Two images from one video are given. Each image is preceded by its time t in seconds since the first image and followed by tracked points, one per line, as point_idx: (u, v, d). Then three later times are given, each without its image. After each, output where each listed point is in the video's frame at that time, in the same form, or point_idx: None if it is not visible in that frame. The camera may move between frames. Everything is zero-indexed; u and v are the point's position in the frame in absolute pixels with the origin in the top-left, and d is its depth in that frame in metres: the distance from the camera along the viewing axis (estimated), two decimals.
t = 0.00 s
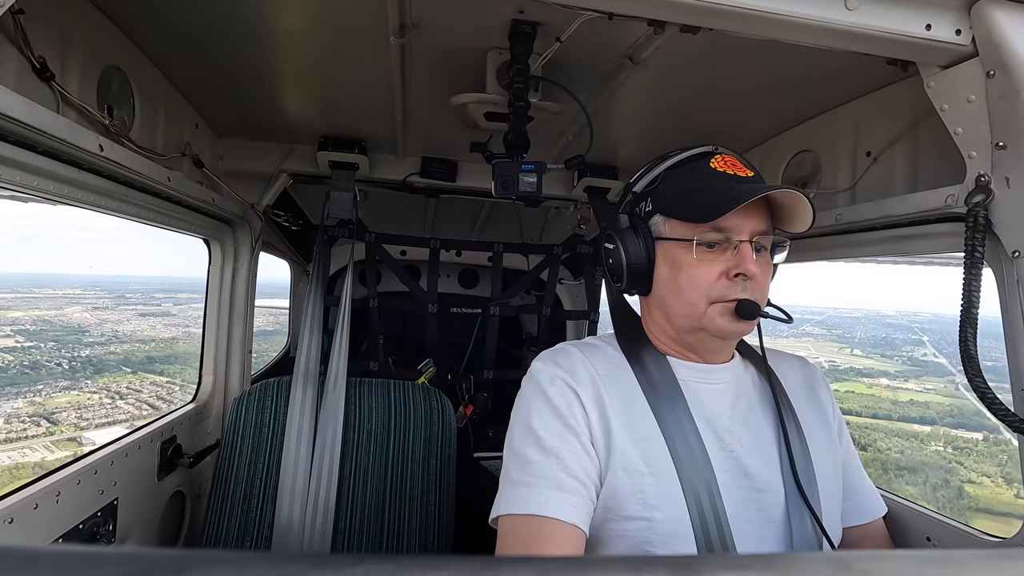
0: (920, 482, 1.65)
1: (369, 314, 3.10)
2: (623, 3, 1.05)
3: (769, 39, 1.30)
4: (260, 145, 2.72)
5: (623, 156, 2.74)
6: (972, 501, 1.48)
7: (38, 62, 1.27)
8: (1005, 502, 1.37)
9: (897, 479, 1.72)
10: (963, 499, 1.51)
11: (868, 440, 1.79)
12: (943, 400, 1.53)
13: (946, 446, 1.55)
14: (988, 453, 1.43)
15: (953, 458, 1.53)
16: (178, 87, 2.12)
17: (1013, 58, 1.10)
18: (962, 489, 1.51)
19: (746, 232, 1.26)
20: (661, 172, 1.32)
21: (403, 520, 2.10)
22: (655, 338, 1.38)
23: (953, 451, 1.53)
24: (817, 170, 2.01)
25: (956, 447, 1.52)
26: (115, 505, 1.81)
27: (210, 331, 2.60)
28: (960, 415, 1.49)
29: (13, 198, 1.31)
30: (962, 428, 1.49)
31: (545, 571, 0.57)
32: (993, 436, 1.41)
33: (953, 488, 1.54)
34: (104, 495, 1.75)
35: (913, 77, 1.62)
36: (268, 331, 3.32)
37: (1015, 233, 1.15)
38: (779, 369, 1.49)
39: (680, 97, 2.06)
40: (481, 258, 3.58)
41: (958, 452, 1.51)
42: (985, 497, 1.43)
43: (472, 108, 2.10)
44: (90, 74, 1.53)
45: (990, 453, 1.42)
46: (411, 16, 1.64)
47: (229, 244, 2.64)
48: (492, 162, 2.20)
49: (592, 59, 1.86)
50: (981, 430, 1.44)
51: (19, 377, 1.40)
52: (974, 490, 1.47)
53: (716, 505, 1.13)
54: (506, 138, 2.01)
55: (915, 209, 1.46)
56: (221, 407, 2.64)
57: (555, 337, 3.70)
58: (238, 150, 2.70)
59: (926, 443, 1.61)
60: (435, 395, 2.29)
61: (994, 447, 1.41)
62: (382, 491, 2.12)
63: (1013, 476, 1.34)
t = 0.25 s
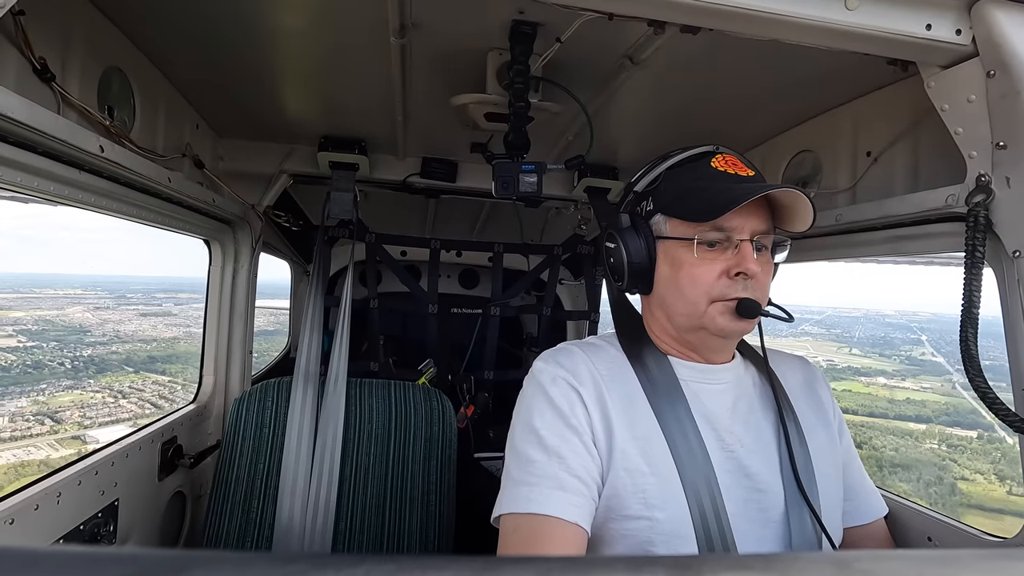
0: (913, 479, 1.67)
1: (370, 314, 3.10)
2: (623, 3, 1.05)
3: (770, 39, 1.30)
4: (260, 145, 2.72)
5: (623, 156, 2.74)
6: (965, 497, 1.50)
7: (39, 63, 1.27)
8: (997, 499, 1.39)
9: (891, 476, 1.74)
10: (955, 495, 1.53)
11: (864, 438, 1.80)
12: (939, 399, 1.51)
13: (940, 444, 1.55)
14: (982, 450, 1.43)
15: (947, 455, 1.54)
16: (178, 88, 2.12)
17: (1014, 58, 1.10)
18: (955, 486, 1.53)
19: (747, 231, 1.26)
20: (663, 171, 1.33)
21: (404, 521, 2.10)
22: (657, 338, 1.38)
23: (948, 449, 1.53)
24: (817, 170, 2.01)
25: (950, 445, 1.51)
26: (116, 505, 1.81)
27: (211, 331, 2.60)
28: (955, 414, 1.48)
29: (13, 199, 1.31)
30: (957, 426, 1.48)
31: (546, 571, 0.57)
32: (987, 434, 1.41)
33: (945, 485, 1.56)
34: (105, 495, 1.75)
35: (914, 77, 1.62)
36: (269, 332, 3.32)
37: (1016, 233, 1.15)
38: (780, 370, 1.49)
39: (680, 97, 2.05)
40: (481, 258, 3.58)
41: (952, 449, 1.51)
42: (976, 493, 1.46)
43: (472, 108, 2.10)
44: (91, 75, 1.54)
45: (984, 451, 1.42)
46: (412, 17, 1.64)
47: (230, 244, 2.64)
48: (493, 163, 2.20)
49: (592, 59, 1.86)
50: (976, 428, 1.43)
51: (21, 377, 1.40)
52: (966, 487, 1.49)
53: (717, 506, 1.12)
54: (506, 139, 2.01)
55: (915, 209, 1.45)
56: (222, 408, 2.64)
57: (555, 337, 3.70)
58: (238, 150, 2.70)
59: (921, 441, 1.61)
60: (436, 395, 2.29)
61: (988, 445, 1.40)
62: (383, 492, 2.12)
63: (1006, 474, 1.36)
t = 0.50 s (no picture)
0: (907, 475, 1.68)
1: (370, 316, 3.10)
2: (622, 2, 1.05)
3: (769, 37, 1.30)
4: (260, 147, 2.72)
5: (622, 156, 2.74)
6: (958, 493, 1.53)
7: (38, 68, 1.27)
8: (990, 495, 1.41)
9: (886, 472, 1.76)
10: (948, 491, 1.55)
11: (861, 436, 1.81)
12: (936, 397, 1.52)
13: (935, 441, 1.56)
14: (976, 448, 1.45)
15: (942, 453, 1.55)
16: (177, 91, 2.12)
17: (1013, 55, 1.10)
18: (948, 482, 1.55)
19: (755, 234, 1.26)
20: (671, 173, 1.32)
21: (408, 524, 2.10)
22: (662, 340, 1.38)
23: (942, 447, 1.54)
24: (816, 168, 2.01)
25: (945, 443, 1.53)
26: (118, 509, 1.81)
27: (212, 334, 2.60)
28: (951, 412, 1.49)
29: (13, 203, 1.31)
30: (953, 424, 1.49)
31: (549, 571, 0.57)
32: (982, 432, 1.42)
33: (938, 481, 1.58)
34: (106, 499, 1.74)
35: (912, 74, 1.62)
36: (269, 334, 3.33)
37: (1015, 230, 1.15)
38: (783, 372, 1.49)
39: (680, 96, 2.05)
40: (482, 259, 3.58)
41: (947, 447, 1.53)
42: (969, 490, 1.48)
43: (471, 109, 2.10)
44: (90, 79, 1.54)
45: (978, 448, 1.44)
46: (410, 18, 1.64)
47: (230, 247, 2.63)
48: (493, 164, 2.20)
49: (591, 59, 1.86)
50: (972, 426, 1.44)
51: (24, 377, 1.41)
52: (960, 483, 1.51)
53: (722, 511, 1.12)
54: (506, 139, 2.01)
55: (915, 206, 1.45)
56: (223, 410, 2.64)
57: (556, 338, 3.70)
58: (238, 153, 2.70)
59: (916, 439, 1.62)
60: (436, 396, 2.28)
61: (983, 443, 1.42)
62: (387, 495, 2.12)
63: (999, 471, 1.38)
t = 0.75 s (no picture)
0: (901, 472, 1.71)
1: (369, 318, 3.10)
2: (618, 3, 1.05)
3: (766, 36, 1.30)
4: (257, 150, 2.72)
5: (620, 156, 2.74)
6: (951, 489, 1.55)
7: (34, 71, 1.27)
8: (983, 491, 1.43)
9: (882, 469, 1.78)
10: (941, 487, 1.58)
11: (858, 433, 1.84)
12: (932, 395, 1.54)
13: (929, 439, 1.59)
14: (970, 445, 1.46)
15: (936, 450, 1.57)
16: (174, 93, 2.12)
17: (1009, 53, 1.10)
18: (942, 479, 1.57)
19: (758, 235, 1.26)
20: (675, 174, 1.33)
21: (408, 526, 2.09)
22: (663, 339, 1.38)
23: (936, 445, 1.56)
24: (814, 167, 2.01)
25: (939, 440, 1.55)
26: (117, 513, 1.81)
27: (210, 336, 2.59)
28: (947, 410, 1.51)
29: (10, 207, 1.31)
30: (948, 422, 1.51)
31: (548, 571, 0.57)
32: (976, 430, 1.43)
33: (931, 477, 1.60)
34: (106, 503, 1.74)
35: (909, 73, 1.63)
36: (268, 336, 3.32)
37: (1014, 227, 1.15)
38: (782, 373, 1.49)
39: (677, 96, 2.06)
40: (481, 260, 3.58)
41: (941, 445, 1.55)
42: (964, 487, 1.49)
43: (469, 110, 2.10)
44: (86, 81, 1.53)
45: (972, 446, 1.45)
46: (407, 19, 1.64)
47: (228, 249, 2.63)
48: (491, 165, 2.20)
49: (588, 59, 1.86)
50: (966, 424, 1.46)
51: (28, 376, 1.41)
52: (953, 480, 1.53)
53: (724, 511, 1.12)
54: (504, 140, 2.01)
55: (913, 204, 1.46)
56: (222, 413, 2.64)
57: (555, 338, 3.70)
58: (235, 155, 2.70)
59: (911, 436, 1.65)
60: (436, 397, 2.27)
61: (977, 440, 1.43)
62: (388, 497, 2.11)
63: (992, 468, 1.39)
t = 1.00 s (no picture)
0: (892, 468, 1.73)
1: (367, 320, 3.09)
2: (613, 1, 1.05)
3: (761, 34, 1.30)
4: (253, 151, 2.72)
5: (616, 154, 2.75)
6: (942, 487, 1.57)
7: (28, 75, 1.27)
8: (973, 487, 1.46)
9: (875, 467, 1.79)
10: (932, 484, 1.60)
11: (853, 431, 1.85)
12: (927, 394, 1.54)
13: (924, 437, 1.59)
14: (963, 443, 1.48)
15: (929, 447, 1.58)
16: (169, 96, 2.11)
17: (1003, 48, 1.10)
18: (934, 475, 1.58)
19: (755, 229, 1.27)
20: (671, 168, 1.33)
21: (407, 527, 2.09)
22: (661, 336, 1.38)
23: (931, 442, 1.57)
24: (810, 163, 2.02)
25: (933, 438, 1.56)
26: (116, 517, 1.81)
27: (209, 338, 2.58)
28: (941, 409, 1.51)
29: (6, 211, 1.30)
30: (943, 420, 1.52)
31: (549, 570, 0.57)
32: (971, 429, 1.44)
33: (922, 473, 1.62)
34: (105, 507, 1.74)
35: (903, 69, 1.63)
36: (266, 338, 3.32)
37: (1010, 221, 1.16)
38: (779, 368, 1.49)
39: (672, 94, 2.06)
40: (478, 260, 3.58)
41: (935, 442, 1.56)
42: (954, 484, 1.53)
43: (464, 110, 2.10)
44: (81, 84, 1.53)
45: (966, 444, 1.47)
46: (401, 20, 1.64)
47: (225, 252, 2.62)
48: (487, 164, 2.20)
49: (583, 58, 1.86)
50: (960, 422, 1.47)
51: (27, 376, 1.42)
52: (944, 477, 1.56)
53: (722, 508, 1.12)
54: (500, 140, 2.01)
55: (908, 199, 1.46)
56: (221, 416, 2.63)
57: (553, 337, 3.70)
58: (231, 157, 2.69)
59: (905, 435, 1.65)
60: (435, 398, 2.27)
61: (971, 438, 1.44)
62: (386, 498, 2.11)
63: (984, 465, 1.42)
